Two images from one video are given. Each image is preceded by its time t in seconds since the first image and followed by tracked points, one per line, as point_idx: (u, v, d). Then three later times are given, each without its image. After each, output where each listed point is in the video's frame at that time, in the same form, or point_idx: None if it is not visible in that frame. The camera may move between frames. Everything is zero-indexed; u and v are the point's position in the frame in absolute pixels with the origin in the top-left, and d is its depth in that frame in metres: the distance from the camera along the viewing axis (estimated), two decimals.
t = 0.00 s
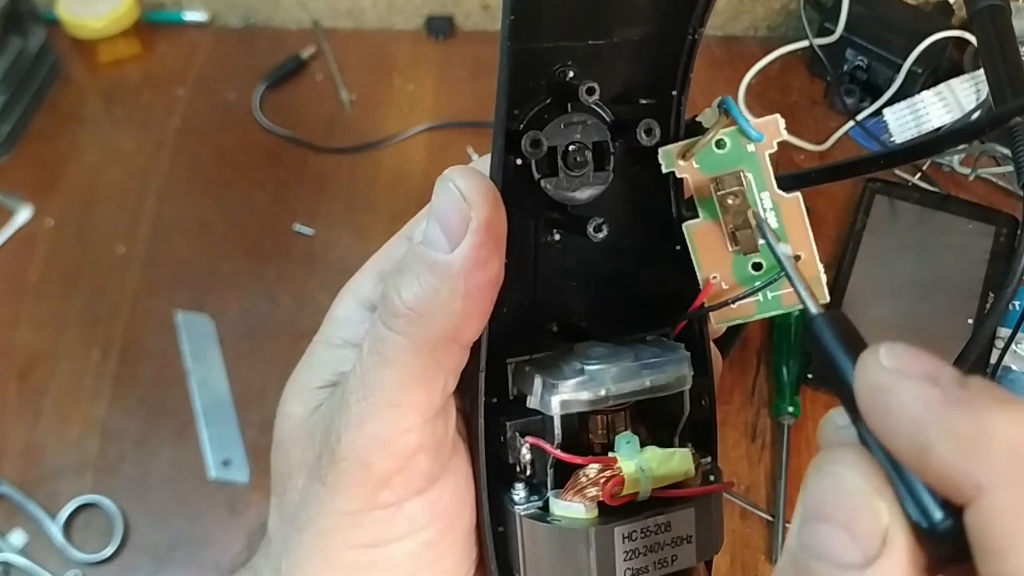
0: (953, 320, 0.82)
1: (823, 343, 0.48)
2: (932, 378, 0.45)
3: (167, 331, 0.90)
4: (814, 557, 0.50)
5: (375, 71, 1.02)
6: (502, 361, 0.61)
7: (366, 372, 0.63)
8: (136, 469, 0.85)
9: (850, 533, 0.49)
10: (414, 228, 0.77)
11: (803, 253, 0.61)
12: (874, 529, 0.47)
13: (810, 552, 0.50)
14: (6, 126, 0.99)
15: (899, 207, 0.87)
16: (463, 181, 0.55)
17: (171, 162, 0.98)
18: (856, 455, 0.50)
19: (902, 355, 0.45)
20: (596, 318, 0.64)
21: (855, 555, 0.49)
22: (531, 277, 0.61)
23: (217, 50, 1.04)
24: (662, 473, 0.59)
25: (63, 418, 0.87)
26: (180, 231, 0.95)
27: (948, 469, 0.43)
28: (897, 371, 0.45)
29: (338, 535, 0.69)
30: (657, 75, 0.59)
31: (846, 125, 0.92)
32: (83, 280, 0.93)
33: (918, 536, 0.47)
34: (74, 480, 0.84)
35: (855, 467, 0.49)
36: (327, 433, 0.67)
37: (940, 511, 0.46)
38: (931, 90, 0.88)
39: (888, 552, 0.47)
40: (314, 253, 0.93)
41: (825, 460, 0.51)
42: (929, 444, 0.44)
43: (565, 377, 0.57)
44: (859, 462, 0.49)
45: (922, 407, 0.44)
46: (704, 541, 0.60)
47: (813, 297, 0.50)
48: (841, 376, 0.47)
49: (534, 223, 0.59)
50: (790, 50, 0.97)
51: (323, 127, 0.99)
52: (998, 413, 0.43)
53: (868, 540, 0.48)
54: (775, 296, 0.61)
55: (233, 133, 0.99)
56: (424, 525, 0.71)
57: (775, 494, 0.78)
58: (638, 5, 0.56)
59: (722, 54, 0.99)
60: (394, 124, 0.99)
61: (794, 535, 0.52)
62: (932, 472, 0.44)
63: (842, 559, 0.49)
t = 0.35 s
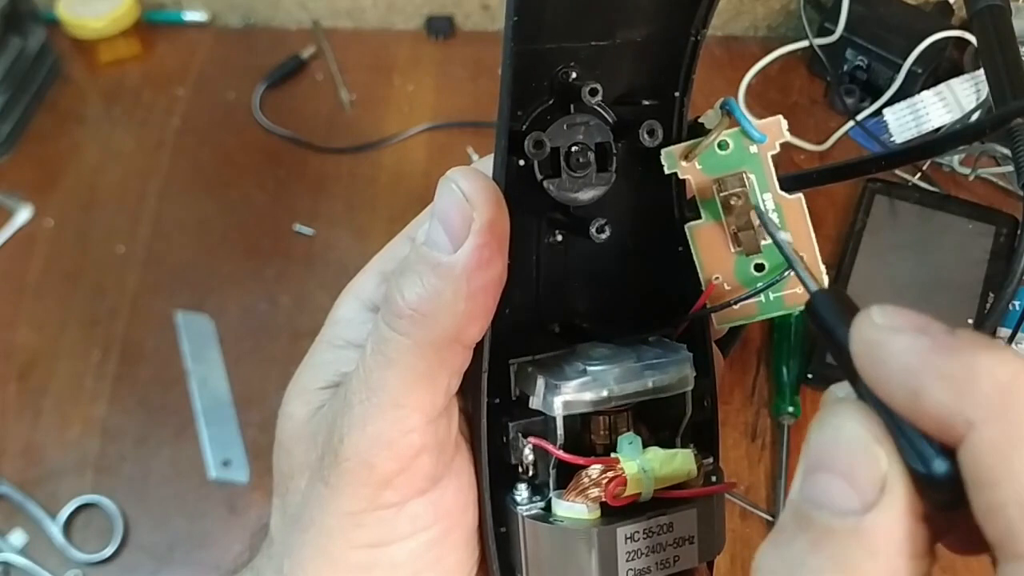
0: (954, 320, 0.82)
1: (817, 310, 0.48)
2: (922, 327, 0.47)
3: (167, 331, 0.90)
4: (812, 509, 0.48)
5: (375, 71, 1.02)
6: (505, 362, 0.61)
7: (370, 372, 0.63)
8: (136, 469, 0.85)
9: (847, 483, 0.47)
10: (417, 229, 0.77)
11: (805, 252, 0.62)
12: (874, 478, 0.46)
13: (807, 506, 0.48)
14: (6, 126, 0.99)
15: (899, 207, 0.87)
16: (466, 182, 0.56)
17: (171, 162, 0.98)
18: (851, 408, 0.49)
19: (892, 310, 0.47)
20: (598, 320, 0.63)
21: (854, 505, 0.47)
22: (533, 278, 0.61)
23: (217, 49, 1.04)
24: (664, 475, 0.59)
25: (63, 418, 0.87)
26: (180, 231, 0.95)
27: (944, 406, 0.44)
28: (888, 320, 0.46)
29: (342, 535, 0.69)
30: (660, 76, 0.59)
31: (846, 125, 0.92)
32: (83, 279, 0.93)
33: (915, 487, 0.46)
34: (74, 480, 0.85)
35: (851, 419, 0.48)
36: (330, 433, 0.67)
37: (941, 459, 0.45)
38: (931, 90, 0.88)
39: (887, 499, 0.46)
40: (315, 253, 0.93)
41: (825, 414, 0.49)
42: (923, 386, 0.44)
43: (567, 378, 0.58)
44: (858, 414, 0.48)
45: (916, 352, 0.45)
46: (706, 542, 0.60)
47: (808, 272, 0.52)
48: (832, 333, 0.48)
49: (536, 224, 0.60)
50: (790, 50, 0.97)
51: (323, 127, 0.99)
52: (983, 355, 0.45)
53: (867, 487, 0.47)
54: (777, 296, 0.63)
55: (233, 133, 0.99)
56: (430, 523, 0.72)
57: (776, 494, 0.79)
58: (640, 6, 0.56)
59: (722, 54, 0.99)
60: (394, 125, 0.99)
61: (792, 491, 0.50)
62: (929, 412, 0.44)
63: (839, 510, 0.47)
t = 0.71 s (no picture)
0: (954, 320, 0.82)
1: (823, 311, 0.49)
2: (926, 325, 0.48)
3: (168, 331, 0.90)
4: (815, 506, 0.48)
5: (375, 71, 1.01)
6: (504, 360, 0.61)
7: (369, 371, 0.63)
8: (136, 469, 0.85)
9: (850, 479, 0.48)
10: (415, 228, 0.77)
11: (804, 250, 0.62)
12: (877, 473, 0.47)
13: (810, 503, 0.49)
14: (6, 126, 0.99)
15: (899, 207, 0.87)
16: (463, 180, 0.56)
17: (170, 162, 0.98)
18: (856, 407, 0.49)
19: (899, 309, 0.48)
20: (597, 318, 0.64)
21: (858, 501, 0.47)
22: (532, 276, 0.61)
23: (217, 49, 1.04)
24: (664, 473, 0.59)
25: (63, 418, 0.87)
26: (180, 231, 0.95)
27: (946, 400, 0.45)
28: (893, 317, 0.47)
29: (342, 534, 0.69)
30: (659, 74, 0.59)
31: (846, 125, 0.92)
32: (83, 279, 0.93)
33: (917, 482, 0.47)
34: (74, 480, 0.85)
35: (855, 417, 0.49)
36: (329, 431, 0.67)
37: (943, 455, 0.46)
38: (931, 90, 0.88)
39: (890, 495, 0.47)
40: (315, 253, 0.93)
41: (830, 411, 0.50)
42: (925, 381, 0.46)
43: (566, 376, 0.57)
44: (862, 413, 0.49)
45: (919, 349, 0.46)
46: (705, 539, 0.60)
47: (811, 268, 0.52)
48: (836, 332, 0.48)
49: (535, 222, 0.60)
50: (790, 50, 0.97)
51: (323, 127, 0.99)
52: (985, 351, 0.46)
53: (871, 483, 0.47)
54: (776, 294, 0.63)
55: (233, 133, 0.99)
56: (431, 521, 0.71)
57: (776, 494, 0.79)
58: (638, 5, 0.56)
59: (722, 54, 0.99)
60: (394, 125, 0.99)
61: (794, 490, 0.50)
62: (931, 408, 0.46)
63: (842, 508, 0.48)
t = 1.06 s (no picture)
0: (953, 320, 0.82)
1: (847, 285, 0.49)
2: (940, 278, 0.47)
3: (168, 331, 0.90)
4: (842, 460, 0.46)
5: (375, 70, 1.01)
6: (504, 362, 0.61)
7: (369, 371, 0.62)
8: (136, 469, 0.85)
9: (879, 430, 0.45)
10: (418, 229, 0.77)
11: (806, 255, 0.62)
12: (903, 423, 0.45)
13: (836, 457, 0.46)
14: (6, 126, 0.99)
15: (899, 207, 0.87)
16: (462, 180, 0.56)
17: (171, 162, 0.98)
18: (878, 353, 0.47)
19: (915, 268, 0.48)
20: (600, 322, 0.63)
21: (884, 452, 0.45)
22: (534, 277, 0.61)
23: (217, 49, 1.04)
24: (665, 475, 0.59)
25: (63, 418, 0.87)
26: (180, 231, 0.95)
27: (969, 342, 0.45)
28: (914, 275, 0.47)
29: (344, 534, 0.69)
30: (662, 76, 0.59)
31: (846, 125, 0.92)
32: (83, 279, 0.93)
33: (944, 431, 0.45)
34: (74, 480, 0.85)
35: (879, 364, 0.46)
36: (329, 431, 0.67)
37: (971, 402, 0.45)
38: (931, 91, 0.88)
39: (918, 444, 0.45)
40: (315, 253, 0.93)
41: (853, 364, 0.47)
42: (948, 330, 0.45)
43: (566, 377, 0.58)
44: (885, 356, 0.46)
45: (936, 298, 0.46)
46: (703, 543, 0.60)
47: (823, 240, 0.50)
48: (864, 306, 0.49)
49: (539, 224, 0.60)
50: (790, 50, 0.97)
51: (322, 127, 0.99)
52: (1005, 294, 0.46)
53: (898, 433, 0.45)
54: (777, 298, 0.64)
55: (233, 133, 0.99)
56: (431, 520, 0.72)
57: (776, 494, 0.79)
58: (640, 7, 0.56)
59: (722, 54, 0.99)
60: (394, 125, 0.99)
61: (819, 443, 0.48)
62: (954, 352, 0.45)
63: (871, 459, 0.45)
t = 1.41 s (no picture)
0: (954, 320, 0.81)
1: (954, 275, 0.44)
2: None
3: (168, 332, 0.91)
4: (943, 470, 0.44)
5: (375, 71, 1.01)
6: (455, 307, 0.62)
7: (319, 289, 0.66)
8: (136, 469, 0.85)
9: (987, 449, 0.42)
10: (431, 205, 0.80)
11: (775, 238, 0.60)
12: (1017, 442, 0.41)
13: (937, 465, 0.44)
14: (6, 126, 0.99)
15: (899, 207, 0.87)
16: (424, 116, 0.59)
17: (170, 162, 0.98)
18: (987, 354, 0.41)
19: None
20: (588, 289, 0.64)
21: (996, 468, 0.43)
22: (527, 240, 0.65)
23: (217, 49, 1.03)
24: (577, 440, 0.52)
25: (63, 419, 0.87)
26: (180, 231, 0.95)
27: None
28: None
29: (273, 442, 0.69)
30: (644, 37, 0.61)
31: (846, 125, 0.92)
32: (83, 279, 0.93)
33: None
34: (74, 480, 0.85)
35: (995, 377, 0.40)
36: (283, 348, 0.69)
37: None
38: (930, 90, 0.88)
39: None
40: (315, 252, 0.93)
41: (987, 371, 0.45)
42: None
43: (501, 330, 0.55)
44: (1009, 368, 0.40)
45: None
46: (619, 524, 0.52)
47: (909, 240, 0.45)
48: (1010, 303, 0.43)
49: (530, 189, 0.64)
50: (790, 50, 0.97)
51: (322, 127, 0.99)
52: None
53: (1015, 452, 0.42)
54: (746, 282, 0.61)
55: (233, 133, 0.99)
56: (365, 463, 0.69)
57: (775, 494, 0.79)
58: None
59: (722, 54, 0.99)
60: (394, 125, 0.99)
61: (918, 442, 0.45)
62: None
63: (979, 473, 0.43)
